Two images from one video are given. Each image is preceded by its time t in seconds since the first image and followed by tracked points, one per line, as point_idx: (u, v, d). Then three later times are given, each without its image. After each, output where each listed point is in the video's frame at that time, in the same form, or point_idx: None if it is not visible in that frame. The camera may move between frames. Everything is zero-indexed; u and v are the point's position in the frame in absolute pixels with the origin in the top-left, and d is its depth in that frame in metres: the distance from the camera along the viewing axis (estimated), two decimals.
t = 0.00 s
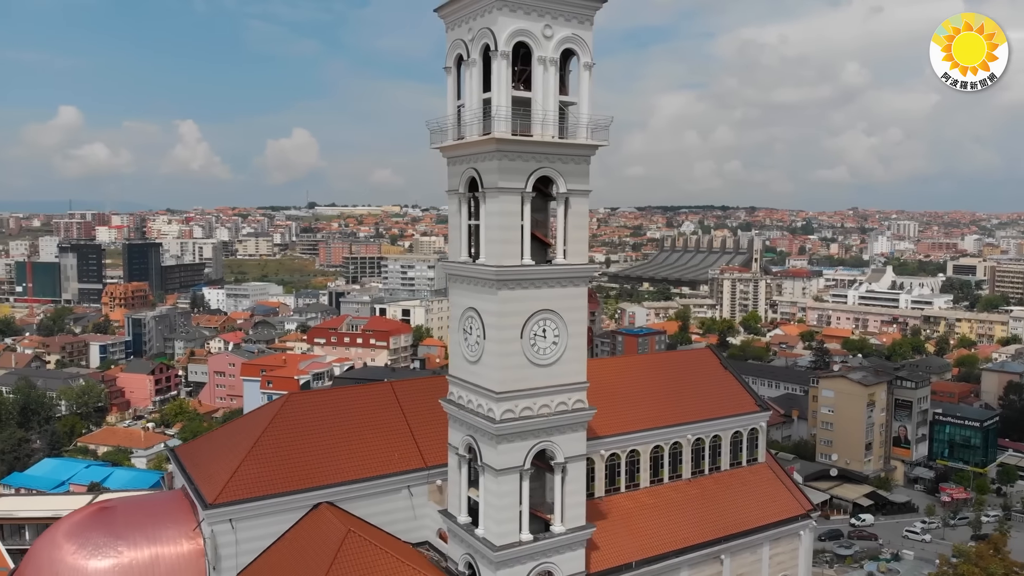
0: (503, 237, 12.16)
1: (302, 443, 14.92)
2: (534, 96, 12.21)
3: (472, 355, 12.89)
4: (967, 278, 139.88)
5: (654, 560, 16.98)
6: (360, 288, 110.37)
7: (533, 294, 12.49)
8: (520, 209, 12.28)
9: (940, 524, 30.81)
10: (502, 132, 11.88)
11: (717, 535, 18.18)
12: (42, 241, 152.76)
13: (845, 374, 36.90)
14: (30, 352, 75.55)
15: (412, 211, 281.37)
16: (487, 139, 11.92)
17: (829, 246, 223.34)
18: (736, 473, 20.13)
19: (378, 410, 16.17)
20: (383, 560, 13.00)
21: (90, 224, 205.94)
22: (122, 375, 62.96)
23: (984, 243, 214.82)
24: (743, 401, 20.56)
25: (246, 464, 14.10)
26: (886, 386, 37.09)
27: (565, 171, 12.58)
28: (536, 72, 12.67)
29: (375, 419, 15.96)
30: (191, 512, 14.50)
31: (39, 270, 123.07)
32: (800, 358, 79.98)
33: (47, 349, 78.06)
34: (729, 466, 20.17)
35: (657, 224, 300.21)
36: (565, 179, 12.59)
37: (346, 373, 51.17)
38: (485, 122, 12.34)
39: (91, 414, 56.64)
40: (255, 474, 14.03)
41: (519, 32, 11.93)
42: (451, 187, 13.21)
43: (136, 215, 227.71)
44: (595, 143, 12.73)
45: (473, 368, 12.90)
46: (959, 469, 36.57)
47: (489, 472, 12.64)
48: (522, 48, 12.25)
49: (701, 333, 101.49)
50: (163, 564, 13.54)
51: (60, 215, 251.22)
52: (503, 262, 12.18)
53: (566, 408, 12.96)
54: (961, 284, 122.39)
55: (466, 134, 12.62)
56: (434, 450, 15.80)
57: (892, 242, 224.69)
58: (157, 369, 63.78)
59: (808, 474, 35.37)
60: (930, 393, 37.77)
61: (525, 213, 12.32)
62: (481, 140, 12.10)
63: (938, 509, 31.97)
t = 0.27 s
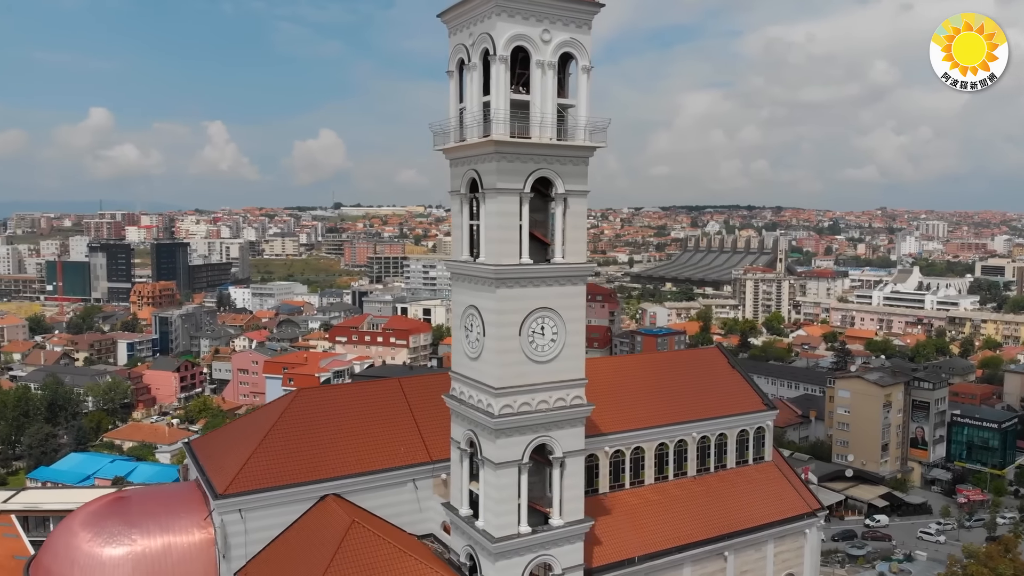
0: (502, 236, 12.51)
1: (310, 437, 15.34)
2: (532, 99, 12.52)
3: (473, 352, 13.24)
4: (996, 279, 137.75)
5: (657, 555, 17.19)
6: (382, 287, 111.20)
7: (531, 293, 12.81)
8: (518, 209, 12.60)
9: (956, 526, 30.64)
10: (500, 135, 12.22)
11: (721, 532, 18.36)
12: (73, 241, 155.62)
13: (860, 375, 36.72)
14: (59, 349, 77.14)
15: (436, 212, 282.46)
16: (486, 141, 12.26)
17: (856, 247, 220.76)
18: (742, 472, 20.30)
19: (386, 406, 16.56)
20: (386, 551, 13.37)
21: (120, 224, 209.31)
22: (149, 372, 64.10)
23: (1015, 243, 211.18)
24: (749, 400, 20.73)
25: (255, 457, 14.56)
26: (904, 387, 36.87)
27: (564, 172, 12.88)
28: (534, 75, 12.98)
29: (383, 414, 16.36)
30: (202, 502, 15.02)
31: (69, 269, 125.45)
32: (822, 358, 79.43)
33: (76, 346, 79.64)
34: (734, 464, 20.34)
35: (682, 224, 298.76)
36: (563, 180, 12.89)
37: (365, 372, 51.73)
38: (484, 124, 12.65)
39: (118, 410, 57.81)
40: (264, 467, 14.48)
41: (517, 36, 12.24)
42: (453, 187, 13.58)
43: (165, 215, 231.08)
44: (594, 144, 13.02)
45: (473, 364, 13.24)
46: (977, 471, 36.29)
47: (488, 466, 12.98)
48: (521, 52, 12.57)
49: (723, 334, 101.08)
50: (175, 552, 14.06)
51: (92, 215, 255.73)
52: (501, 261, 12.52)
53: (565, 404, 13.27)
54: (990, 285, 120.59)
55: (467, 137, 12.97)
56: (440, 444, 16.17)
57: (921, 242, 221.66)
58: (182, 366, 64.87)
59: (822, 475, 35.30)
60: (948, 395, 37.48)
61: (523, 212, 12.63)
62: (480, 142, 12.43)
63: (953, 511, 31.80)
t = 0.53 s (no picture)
0: (502, 235, 12.80)
1: (317, 432, 15.71)
2: (530, 102, 12.79)
3: (474, 349, 13.53)
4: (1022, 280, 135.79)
5: (660, 551, 17.43)
6: (401, 287, 111.89)
7: (531, 291, 13.08)
8: (517, 209, 12.88)
9: (968, 527, 30.52)
10: (499, 137, 12.50)
11: (724, 529, 18.55)
12: (98, 240, 157.98)
13: (874, 375, 36.57)
14: (84, 347, 78.45)
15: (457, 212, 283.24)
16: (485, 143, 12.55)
17: (880, 247, 218.41)
18: (747, 470, 20.46)
19: (391, 402, 16.88)
20: (390, 543, 13.70)
21: (145, 224, 212.02)
22: (171, 370, 65.07)
23: None
24: (755, 399, 20.86)
25: (263, 451, 14.94)
26: (918, 388, 36.69)
27: (562, 172, 13.13)
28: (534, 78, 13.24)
29: (388, 410, 16.70)
30: (213, 495, 15.46)
31: (95, 269, 127.40)
32: (841, 359, 78.89)
33: (100, 344, 80.91)
34: (739, 462, 20.49)
35: (703, 224, 297.16)
36: (562, 180, 13.15)
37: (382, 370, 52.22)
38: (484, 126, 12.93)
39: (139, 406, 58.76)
40: (272, 461, 14.86)
41: (517, 40, 12.52)
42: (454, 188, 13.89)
43: (189, 215, 233.77)
44: (592, 145, 13.26)
45: (474, 361, 13.53)
46: (992, 473, 36.06)
47: (488, 460, 13.26)
48: (520, 56, 12.85)
49: (742, 334, 100.62)
50: (185, 543, 14.53)
51: (118, 215, 259.29)
52: (500, 260, 12.80)
53: (564, 400, 13.52)
54: (1014, 286, 118.98)
55: (469, 139, 13.26)
56: (443, 439, 16.48)
57: (946, 242, 218.94)
58: (203, 364, 65.79)
59: (835, 475, 35.22)
60: (964, 396, 37.26)
61: (522, 212, 12.91)
62: (480, 145, 12.72)
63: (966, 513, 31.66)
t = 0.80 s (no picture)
0: (501, 235, 13.14)
1: (325, 426, 16.16)
2: (530, 104, 13.10)
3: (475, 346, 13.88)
4: None
5: (663, 547, 17.67)
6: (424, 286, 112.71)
7: (530, 289, 13.41)
8: (516, 209, 13.19)
9: (984, 529, 30.36)
10: (499, 139, 12.82)
11: (728, 526, 18.74)
12: (128, 240, 160.65)
13: (891, 376, 36.40)
14: (113, 345, 80.05)
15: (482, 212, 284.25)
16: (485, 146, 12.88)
17: (908, 248, 215.60)
18: (753, 468, 20.61)
19: (398, 398, 17.27)
20: (394, 535, 14.09)
21: (174, 224, 215.19)
22: (196, 367, 66.21)
23: None
24: (761, 398, 21.00)
25: (273, 445, 15.39)
26: (936, 389, 36.44)
27: (561, 173, 13.43)
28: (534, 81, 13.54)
29: (396, 405, 17.09)
30: (225, 486, 15.96)
31: (125, 268, 129.70)
32: (864, 360, 78.29)
33: (128, 342, 82.50)
34: (746, 461, 20.66)
35: (729, 224, 295.40)
36: (560, 181, 13.44)
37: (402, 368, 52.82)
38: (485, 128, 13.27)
39: (165, 403, 59.90)
40: (282, 455, 15.31)
41: (516, 45, 12.84)
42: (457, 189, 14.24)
43: (217, 215, 236.88)
44: (590, 147, 13.54)
45: (475, 358, 13.88)
46: (1010, 475, 35.78)
47: (489, 454, 13.61)
48: (520, 59, 13.16)
49: (764, 335, 100.08)
50: (198, 534, 15.05)
51: (149, 215, 263.54)
52: (500, 259, 13.15)
53: (562, 396, 13.82)
54: None
55: (470, 141, 13.60)
56: (449, 434, 16.83)
57: (976, 243, 215.60)
58: (227, 362, 66.88)
59: (850, 476, 35.04)
60: (982, 398, 37.00)
61: (522, 213, 13.23)
62: (480, 147, 13.06)
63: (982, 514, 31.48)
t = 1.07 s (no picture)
0: (502, 235, 13.43)
1: (333, 421, 16.55)
2: (530, 107, 13.38)
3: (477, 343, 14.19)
4: None
5: (666, 544, 17.86)
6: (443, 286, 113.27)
7: (530, 288, 13.70)
8: (516, 209, 13.48)
9: (996, 531, 30.22)
10: (499, 141, 13.12)
11: (732, 524, 18.91)
12: (153, 239, 162.80)
13: (905, 377, 36.22)
14: (137, 343, 81.34)
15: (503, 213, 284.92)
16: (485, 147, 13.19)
17: (933, 248, 213.05)
18: (758, 467, 20.76)
19: (405, 394, 17.62)
20: (398, 527, 14.42)
21: (198, 224, 217.78)
22: (217, 365, 67.14)
23: None
24: (767, 397, 21.15)
25: (282, 440, 15.79)
26: (951, 390, 36.26)
27: (560, 174, 13.70)
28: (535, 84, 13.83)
29: (402, 402, 17.44)
30: (236, 479, 16.41)
31: (149, 267, 131.58)
32: (883, 361, 77.67)
33: (151, 340, 83.78)
34: (751, 459, 20.82)
35: (751, 224, 293.58)
36: (560, 182, 13.72)
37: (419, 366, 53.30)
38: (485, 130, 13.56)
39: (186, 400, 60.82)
40: (290, 449, 15.71)
41: (516, 49, 13.13)
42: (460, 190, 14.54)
43: (241, 215, 239.29)
44: (590, 149, 13.80)
45: (477, 355, 14.20)
46: None
47: (489, 449, 13.92)
48: (520, 63, 13.46)
49: (784, 335, 99.45)
50: (208, 525, 15.49)
51: (175, 215, 266.86)
52: (500, 258, 13.44)
53: (563, 393, 14.08)
54: None
55: (471, 144, 13.91)
56: (454, 430, 17.15)
57: (1003, 243, 212.57)
58: (248, 360, 67.74)
59: (863, 476, 34.88)
60: (998, 399, 36.76)
61: (522, 213, 13.51)
62: (481, 149, 13.37)
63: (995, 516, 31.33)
